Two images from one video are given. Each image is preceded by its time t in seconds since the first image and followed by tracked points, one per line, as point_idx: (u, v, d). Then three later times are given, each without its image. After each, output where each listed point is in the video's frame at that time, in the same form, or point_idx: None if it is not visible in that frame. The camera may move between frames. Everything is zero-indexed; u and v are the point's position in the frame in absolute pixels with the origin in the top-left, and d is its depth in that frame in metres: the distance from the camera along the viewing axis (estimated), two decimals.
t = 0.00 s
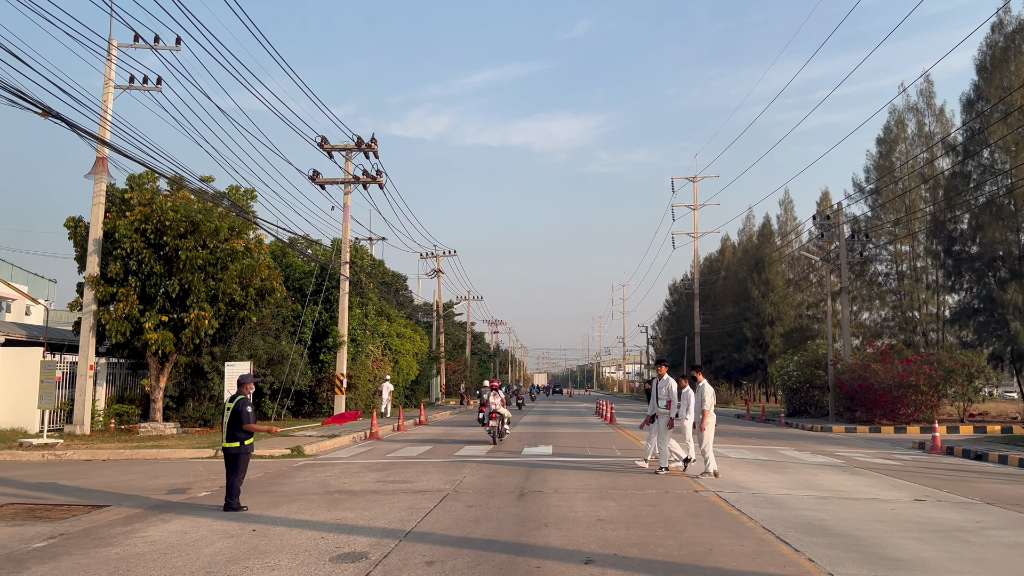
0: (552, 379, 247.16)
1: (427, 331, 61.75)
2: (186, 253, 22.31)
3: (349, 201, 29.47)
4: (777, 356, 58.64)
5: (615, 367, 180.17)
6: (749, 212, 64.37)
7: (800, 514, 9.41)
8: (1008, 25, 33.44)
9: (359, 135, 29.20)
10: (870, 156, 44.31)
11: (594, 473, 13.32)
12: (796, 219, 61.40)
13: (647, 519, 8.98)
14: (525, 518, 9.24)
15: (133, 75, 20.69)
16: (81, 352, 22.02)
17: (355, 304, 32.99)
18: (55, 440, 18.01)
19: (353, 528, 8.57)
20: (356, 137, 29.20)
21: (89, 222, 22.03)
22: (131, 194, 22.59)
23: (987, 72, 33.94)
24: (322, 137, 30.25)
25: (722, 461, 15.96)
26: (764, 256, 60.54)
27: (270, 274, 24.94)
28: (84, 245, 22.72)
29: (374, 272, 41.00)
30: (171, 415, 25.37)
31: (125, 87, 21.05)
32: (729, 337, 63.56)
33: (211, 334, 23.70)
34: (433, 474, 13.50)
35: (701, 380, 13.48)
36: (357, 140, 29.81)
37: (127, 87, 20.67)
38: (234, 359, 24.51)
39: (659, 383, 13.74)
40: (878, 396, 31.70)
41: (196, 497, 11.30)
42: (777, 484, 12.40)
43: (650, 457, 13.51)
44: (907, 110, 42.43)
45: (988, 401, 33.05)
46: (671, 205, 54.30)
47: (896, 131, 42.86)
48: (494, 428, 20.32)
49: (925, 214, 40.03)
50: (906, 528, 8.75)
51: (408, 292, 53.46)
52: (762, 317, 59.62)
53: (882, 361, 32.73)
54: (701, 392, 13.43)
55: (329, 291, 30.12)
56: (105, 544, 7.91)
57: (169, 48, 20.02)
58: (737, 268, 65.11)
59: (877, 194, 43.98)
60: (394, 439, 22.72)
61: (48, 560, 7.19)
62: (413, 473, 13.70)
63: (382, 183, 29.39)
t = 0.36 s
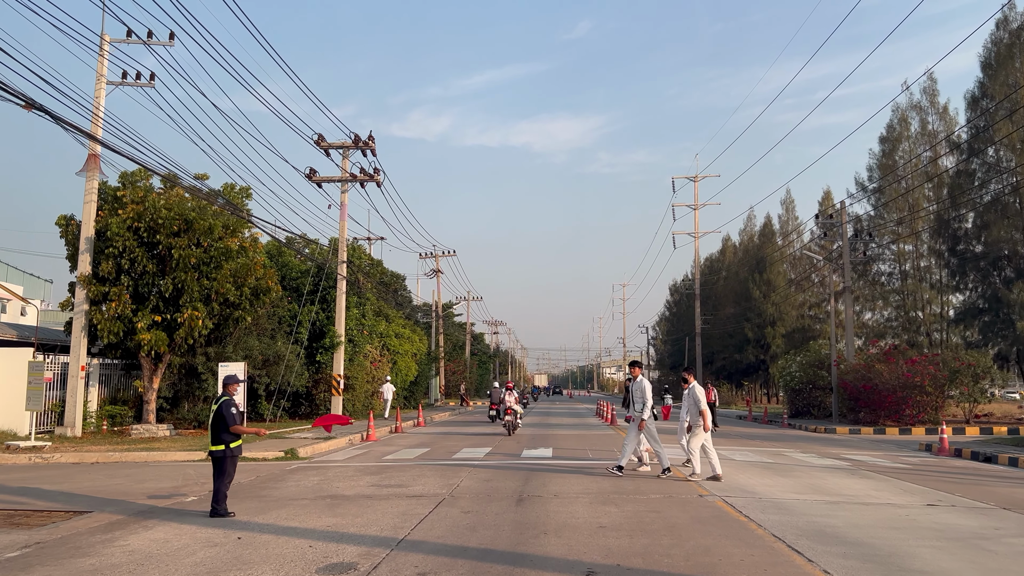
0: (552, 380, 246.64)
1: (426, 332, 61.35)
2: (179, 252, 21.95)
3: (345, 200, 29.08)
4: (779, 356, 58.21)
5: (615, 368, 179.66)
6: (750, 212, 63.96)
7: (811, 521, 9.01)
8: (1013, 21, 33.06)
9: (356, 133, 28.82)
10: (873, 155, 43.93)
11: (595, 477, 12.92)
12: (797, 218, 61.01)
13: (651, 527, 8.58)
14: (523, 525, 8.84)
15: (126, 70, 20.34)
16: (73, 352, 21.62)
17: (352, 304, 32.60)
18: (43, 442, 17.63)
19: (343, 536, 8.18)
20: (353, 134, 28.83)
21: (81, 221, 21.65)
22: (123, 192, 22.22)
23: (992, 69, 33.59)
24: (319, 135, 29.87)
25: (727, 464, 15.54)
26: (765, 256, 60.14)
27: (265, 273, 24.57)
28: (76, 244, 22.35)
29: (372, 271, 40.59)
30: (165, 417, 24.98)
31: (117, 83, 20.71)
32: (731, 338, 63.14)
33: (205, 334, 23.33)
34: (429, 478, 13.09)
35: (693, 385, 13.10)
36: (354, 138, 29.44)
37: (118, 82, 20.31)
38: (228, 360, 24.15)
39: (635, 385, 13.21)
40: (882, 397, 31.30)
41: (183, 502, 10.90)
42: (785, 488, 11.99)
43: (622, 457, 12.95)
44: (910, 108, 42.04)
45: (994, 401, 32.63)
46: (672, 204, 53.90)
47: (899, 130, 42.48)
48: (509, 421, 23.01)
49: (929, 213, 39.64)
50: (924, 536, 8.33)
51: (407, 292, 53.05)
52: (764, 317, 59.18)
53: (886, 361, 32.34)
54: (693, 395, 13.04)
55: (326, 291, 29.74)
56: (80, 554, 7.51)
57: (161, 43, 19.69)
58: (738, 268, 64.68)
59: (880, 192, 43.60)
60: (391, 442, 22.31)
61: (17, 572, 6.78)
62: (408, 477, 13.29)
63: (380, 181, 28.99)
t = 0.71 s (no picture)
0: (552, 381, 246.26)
1: (426, 332, 61.03)
2: (174, 251, 21.62)
3: (343, 198, 28.77)
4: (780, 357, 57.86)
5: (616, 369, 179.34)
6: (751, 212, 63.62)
7: (820, 527, 8.68)
8: (1018, 19, 32.70)
9: (353, 131, 28.50)
10: (876, 153, 43.60)
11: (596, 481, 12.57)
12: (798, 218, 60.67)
13: (655, 534, 8.26)
14: (522, 531, 8.53)
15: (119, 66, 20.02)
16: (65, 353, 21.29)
17: (350, 304, 32.28)
18: (33, 445, 17.29)
19: (334, 544, 7.86)
20: (350, 132, 28.51)
21: (74, 219, 21.30)
22: (117, 190, 21.87)
23: (996, 66, 33.27)
24: (317, 133, 29.54)
25: (730, 467, 15.21)
26: (766, 256, 59.81)
27: (261, 272, 24.24)
28: (69, 242, 22.02)
29: (371, 271, 40.27)
30: (160, 418, 24.65)
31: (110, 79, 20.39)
32: (732, 338, 62.81)
33: (200, 334, 23.02)
34: (425, 481, 12.75)
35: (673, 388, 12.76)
36: (351, 136, 29.11)
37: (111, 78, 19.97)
38: (223, 360, 23.83)
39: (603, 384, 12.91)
40: (885, 398, 30.96)
41: (172, 507, 10.58)
42: (791, 492, 11.65)
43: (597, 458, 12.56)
44: (913, 107, 41.69)
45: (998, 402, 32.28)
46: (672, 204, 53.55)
47: (901, 128, 42.16)
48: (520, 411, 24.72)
49: (933, 212, 39.28)
50: (940, 544, 8.00)
51: (406, 292, 52.71)
52: (765, 317, 58.82)
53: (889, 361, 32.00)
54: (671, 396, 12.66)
55: (324, 290, 29.39)
56: (59, 563, 7.19)
57: (154, 39, 19.36)
58: (739, 268, 64.31)
59: (882, 191, 43.26)
60: (389, 443, 21.99)
61: None
62: (403, 480, 12.95)
63: (378, 179, 28.67)
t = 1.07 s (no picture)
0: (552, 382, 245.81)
1: (425, 332, 60.68)
2: (168, 250, 21.35)
3: (341, 197, 28.45)
4: (782, 357, 57.53)
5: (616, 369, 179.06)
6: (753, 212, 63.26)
7: (830, 533, 8.38)
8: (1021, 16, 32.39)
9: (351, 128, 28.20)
10: (878, 152, 43.31)
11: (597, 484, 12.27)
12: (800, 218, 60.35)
13: (659, 540, 7.95)
14: (521, 537, 8.22)
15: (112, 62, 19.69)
16: (58, 353, 20.98)
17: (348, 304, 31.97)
18: (23, 447, 16.98)
19: (325, 551, 7.56)
20: (348, 130, 28.21)
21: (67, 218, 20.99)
22: (111, 188, 21.54)
23: (1000, 63, 32.99)
24: (314, 131, 29.25)
25: (733, 469, 14.90)
26: (767, 256, 59.50)
27: (257, 272, 23.96)
28: (62, 241, 21.72)
29: (370, 271, 39.94)
30: (155, 420, 24.35)
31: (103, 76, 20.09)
32: (733, 338, 62.52)
33: (195, 334, 22.74)
34: (422, 485, 12.44)
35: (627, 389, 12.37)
36: (349, 134, 28.81)
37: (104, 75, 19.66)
38: (219, 360, 23.55)
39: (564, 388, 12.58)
40: (889, 398, 30.65)
41: (161, 512, 10.28)
42: (797, 495, 11.35)
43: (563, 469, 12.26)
44: (915, 105, 41.37)
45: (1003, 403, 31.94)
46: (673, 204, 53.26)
47: (904, 127, 41.87)
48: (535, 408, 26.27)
49: (935, 212, 38.97)
50: (955, 551, 7.70)
51: (405, 292, 52.37)
52: (766, 317, 58.50)
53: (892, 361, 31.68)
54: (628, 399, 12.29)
55: (321, 290, 29.09)
56: (37, 572, 6.89)
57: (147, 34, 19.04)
58: (739, 268, 63.99)
59: (885, 190, 42.94)
60: (387, 444, 21.67)
61: None
62: (399, 483, 12.64)
63: (375, 178, 28.36)
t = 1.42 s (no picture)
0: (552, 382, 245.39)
1: (425, 332, 60.41)
2: (162, 249, 21.04)
3: (338, 195, 28.14)
4: (783, 357, 57.21)
5: (615, 370, 178.84)
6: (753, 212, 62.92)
7: (841, 540, 8.06)
8: None
9: (348, 126, 27.89)
10: (880, 151, 43.02)
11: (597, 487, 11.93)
12: (800, 217, 60.00)
13: (663, 547, 7.63)
14: (519, 544, 7.91)
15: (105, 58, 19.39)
16: (51, 353, 20.66)
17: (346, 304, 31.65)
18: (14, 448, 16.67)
19: (314, 559, 7.24)
20: (345, 128, 27.90)
21: (59, 216, 20.68)
22: (104, 186, 21.24)
23: (1004, 61, 32.71)
24: (311, 129, 28.93)
25: (737, 471, 14.57)
26: (768, 256, 59.15)
27: (253, 271, 23.63)
28: (55, 240, 21.42)
29: (368, 270, 39.62)
30: (150, 421, 24.03)
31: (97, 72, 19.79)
32: (734, 339, 62.19)
33: (190, 334, 22.43)
34: (417, 488, 12.10)
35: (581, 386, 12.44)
36: (346, 132, 28.51)
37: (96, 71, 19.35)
38: (214, 361, 23.24)
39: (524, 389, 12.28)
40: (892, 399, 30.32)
41: (148, 516, 9.97)
42: (804, 498, 11.03)
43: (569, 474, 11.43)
44: (917, 104, 41.06)
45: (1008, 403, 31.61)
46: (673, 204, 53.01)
47: (906, 125, 41.58)
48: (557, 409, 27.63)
49: (939, 211, 38.65)
50: (974, 558, 7.36)
51: (404, 292, 52.04)
52: (767, 317, 58.17)
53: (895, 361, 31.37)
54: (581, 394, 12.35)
55: (319, 290, 28.78)
56: None
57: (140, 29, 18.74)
58: (740, 268, 63.70)
59: (887, 189, 42.65)
60: (384, 446, 21.34)
61: None
62: (394, 485, 12.32)
63: (374, 176, 28.04)
